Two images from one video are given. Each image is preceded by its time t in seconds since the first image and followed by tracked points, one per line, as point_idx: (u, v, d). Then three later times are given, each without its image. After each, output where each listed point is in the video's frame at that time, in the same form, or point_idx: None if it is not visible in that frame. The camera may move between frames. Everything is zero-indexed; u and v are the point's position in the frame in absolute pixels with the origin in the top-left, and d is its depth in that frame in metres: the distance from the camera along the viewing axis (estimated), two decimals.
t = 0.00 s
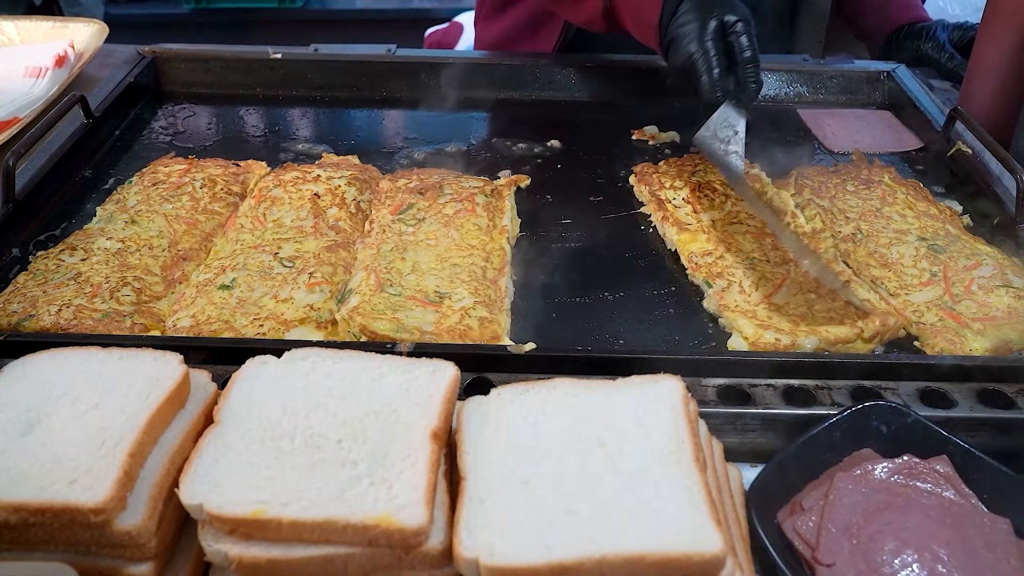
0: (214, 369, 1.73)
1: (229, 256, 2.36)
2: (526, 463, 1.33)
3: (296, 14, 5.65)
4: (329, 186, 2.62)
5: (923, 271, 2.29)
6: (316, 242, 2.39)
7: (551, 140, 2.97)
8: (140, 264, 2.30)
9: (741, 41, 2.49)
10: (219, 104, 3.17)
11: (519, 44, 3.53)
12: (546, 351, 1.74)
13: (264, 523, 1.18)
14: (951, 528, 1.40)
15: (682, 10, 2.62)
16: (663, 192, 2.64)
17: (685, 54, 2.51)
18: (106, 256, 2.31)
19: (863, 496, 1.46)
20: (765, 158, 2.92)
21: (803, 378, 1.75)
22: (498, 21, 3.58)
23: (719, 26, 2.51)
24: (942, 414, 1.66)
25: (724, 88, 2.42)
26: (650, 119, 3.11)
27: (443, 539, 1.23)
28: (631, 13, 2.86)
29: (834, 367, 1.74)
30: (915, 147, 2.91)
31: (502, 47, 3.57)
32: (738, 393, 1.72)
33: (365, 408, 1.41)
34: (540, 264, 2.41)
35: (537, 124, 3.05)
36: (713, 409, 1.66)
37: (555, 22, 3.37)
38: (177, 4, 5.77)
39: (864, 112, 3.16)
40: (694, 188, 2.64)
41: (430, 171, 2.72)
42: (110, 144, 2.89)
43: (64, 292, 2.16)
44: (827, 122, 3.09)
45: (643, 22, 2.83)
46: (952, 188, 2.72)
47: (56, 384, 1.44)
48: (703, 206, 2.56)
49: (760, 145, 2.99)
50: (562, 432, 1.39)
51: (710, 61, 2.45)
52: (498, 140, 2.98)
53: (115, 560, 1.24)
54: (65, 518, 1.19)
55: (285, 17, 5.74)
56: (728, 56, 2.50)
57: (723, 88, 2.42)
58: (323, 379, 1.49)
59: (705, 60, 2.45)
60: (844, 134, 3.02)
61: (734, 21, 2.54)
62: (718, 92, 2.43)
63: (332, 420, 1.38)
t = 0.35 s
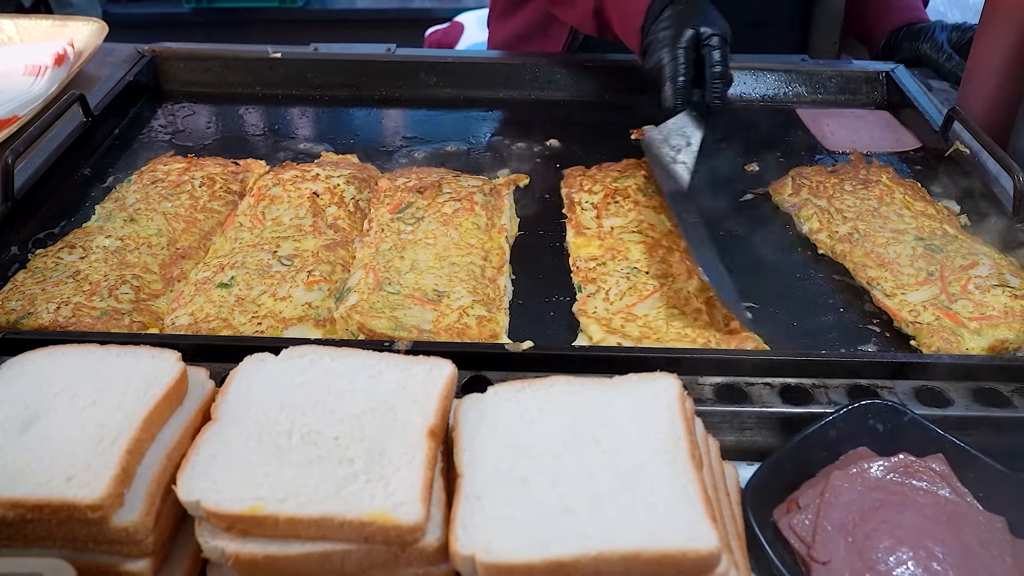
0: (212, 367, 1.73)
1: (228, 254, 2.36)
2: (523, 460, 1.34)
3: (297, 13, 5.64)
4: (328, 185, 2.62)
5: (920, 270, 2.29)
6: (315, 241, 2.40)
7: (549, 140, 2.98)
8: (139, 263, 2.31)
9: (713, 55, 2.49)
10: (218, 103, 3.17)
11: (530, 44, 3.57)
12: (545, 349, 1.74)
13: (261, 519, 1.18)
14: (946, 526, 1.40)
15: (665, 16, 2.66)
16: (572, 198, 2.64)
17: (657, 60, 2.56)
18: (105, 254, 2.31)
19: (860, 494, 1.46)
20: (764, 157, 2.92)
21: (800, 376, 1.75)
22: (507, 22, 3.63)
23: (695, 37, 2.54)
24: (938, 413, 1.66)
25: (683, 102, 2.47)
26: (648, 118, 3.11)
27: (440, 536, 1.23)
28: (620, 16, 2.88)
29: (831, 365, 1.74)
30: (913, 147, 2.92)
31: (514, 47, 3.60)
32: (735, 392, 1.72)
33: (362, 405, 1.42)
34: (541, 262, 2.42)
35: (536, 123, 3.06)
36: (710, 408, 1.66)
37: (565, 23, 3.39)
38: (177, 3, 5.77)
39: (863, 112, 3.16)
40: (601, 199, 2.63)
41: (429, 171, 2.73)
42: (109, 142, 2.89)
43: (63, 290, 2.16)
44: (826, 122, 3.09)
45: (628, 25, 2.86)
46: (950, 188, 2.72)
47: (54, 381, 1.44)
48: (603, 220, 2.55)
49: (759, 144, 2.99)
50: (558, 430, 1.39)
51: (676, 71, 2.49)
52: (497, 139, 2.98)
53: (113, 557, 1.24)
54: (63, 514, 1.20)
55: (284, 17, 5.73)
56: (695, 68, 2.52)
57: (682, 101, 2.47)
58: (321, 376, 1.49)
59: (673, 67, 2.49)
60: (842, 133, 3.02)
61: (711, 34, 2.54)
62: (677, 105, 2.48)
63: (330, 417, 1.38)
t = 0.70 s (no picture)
0: (212, 365, 1.73)
1: (228, 252, 2.37)
2: (522, 456, 1.34)
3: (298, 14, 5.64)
4: (328, 183, 2.63)
5: (919, 268, 2.30)
6: (316, 239, 2.40)
7: (549, 139, 2.99)
8: (140, 261, 2.31)
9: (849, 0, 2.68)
10: (219, 102, 3.18)
11: (554, 44, 3.61)
12: (543, 347, 1.75)
13: (261, 515, 1.19)
14: (943, 523, 1.41)
15: None
16: (569, 189, 2.61)
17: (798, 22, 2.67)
18: (106, 252, 2.32)
19: (858, 491, 1.46)
20: (765, 157, 2.93)
21: (800, 374, 1.76)
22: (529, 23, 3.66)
23: None
24: (936, 411, 1.66)
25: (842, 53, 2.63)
26: (648, 117, 3.12)
27: (439, 532, 1.24)
28: None
29: (830, 363, 1.75)
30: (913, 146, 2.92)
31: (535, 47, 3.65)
32: (734, 389, 1.72)
33: (362, 402, 1.42)
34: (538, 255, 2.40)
35: (536, 123, 3.06)
36: (709, 406, 1.67)
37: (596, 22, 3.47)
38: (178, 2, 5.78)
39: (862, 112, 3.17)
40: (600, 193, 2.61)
41: (428, 169, 2.73)
42: (110, 141, 2.90)
43: (64, 288, 2.17)
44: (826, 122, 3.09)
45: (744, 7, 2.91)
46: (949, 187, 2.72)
47: (54, 378, 1.45)
48: (603, 213, 2.51)
49: (759, 143, 2.99)
50: (557, 426, 1.40)
51: (826, 26, 2.63)
52: (498, 138, 2.99)
53: (114, 552, 1.25)
54: (64, 510, 1.20)
55: (284, 16, 5.74)
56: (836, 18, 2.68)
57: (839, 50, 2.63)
58: (320, 374, 1.50)
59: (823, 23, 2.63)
60: (842, 132, 3.02)
61: None
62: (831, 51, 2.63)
63: (329, 414, 1.39)
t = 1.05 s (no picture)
0: (212, 362, 1.74)
1: (229, 250, 2.37)
2: (521, 452, 1.35)
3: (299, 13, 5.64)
4: (328, 181, 2.63)
5: (910, 272, 2.30)
6: (316, 237, 2.41)
7: (549, 137, 2.99)
8: (141, 260, 2.32)
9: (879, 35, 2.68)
10: (220, 101, 3.19)
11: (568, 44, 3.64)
12: (543, 343, 1.75)
13: (261, 511, 1.19)
14: (942, 519, 1.41)
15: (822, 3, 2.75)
16: (569, 188, 2.62)
17: (825, 46, 2.69)
18: (107, 250, 2.33)
19: (856, 488, 1.47)
20: (764, 155, 2.93)
21: (798, 371, 1.76)
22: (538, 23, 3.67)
23: (860, 20, 2.70)
24: (935, 408, 1.67)
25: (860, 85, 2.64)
26: (647, 116, 3.12)
27: (438, 528, 1.24)
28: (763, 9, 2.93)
29: (829, 360, 1.75)
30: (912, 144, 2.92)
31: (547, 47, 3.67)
32: (733, 386, 1.73)
33: (362, 399, 1.43)
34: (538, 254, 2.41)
35: (536, 121, 3.07)
36: (707, 403, 1.67)
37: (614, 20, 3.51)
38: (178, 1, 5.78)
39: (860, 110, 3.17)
40: (599, 190, 2.62)
41: (428, 167, 2.74)
42: (111, 140, 2.90)
43: (65, 286, 2.17)
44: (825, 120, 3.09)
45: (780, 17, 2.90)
46: (948, 185, 2.72)
47: (56, 375, 1.45)
48: (603, 211, 2.52)
49: (758, 141, 3.00)
50: (555, 423, 1.40)
51: (850, 57, 2.64)
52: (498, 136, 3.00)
53: (115, 548, 1.26)
54: (66, 506, 1.21)
55: (284, 16, 5.75)
56: (863, 48, 2.68)
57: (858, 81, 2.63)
58: (320, 371, 1.50)
59: (846, 47, 2.64)
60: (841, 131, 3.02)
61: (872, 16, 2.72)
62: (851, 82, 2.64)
63: (329, 411, 1.39)
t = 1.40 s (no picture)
0: (216, 359, 1.75)
1: (231, 248, 2.38)
2: (523, 448, 1.35)
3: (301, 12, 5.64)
4: (330, 180, 2.64)
5: (784, 283, 2.27)
6: (318, 235, 2.41)
7: (551, 136, 3.00)
8: (143, 258, 2.33)
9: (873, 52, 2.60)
10: (222, 100, 3.19)
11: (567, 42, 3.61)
12: (546, 340, 1.76)
13: (265, 507, 1.20)
14: (943, 515, 1.41)
15: (816, 17, 2.70)
16: (571, 185, 2.64)
17: (816, 61, 2.64)
18: (110, 249, 2.33)
19: (858, 484, 1.47)
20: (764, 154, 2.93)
21: (800, 368, 1.76)
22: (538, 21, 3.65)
23: (854, 38, 2.63)
24: (937, 404, 1.67)
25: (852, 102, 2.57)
26: (649, 114, 3.12)
27: (441, 524, 1.25)
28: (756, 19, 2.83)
29: (831, 358, 1.75)
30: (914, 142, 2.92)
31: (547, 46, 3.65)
32: (735, 383, 1.73)
33: (364, 396, 1.43)
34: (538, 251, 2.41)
35: (537, 119, 3.07)
36: (710, 400, 1.68)
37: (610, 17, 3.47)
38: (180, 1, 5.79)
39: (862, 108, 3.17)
40: (601, 189, 2.63)
41: (429, 165, 2.74)
42: (113, 139, 2.91)
43: (68, 285, 2.18)
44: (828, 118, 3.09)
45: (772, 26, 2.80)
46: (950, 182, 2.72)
47: (60, 373, 1.46)
48: (605, 209, 2.53)
49: (759, 139, 3.00)
50: (557, 419, 1.41)
51: (840, 73, 2.58)
52: (500, 134, 3.00)
53: (119, 544, 1.26)
54: (70, 502, 1.21)
55: (287, 15, 5.76)
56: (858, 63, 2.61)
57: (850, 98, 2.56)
58: (323, 368, 1.50)
59: (837, 63, 2.59)
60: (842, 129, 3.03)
61: (866, 31, 2.65)
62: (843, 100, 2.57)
63: (332, 407, 1.39)
